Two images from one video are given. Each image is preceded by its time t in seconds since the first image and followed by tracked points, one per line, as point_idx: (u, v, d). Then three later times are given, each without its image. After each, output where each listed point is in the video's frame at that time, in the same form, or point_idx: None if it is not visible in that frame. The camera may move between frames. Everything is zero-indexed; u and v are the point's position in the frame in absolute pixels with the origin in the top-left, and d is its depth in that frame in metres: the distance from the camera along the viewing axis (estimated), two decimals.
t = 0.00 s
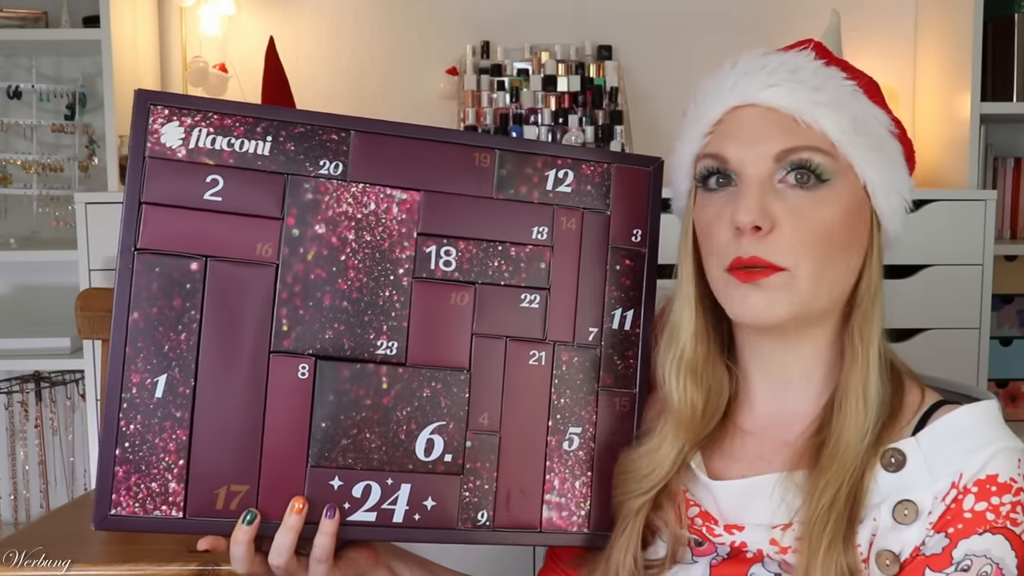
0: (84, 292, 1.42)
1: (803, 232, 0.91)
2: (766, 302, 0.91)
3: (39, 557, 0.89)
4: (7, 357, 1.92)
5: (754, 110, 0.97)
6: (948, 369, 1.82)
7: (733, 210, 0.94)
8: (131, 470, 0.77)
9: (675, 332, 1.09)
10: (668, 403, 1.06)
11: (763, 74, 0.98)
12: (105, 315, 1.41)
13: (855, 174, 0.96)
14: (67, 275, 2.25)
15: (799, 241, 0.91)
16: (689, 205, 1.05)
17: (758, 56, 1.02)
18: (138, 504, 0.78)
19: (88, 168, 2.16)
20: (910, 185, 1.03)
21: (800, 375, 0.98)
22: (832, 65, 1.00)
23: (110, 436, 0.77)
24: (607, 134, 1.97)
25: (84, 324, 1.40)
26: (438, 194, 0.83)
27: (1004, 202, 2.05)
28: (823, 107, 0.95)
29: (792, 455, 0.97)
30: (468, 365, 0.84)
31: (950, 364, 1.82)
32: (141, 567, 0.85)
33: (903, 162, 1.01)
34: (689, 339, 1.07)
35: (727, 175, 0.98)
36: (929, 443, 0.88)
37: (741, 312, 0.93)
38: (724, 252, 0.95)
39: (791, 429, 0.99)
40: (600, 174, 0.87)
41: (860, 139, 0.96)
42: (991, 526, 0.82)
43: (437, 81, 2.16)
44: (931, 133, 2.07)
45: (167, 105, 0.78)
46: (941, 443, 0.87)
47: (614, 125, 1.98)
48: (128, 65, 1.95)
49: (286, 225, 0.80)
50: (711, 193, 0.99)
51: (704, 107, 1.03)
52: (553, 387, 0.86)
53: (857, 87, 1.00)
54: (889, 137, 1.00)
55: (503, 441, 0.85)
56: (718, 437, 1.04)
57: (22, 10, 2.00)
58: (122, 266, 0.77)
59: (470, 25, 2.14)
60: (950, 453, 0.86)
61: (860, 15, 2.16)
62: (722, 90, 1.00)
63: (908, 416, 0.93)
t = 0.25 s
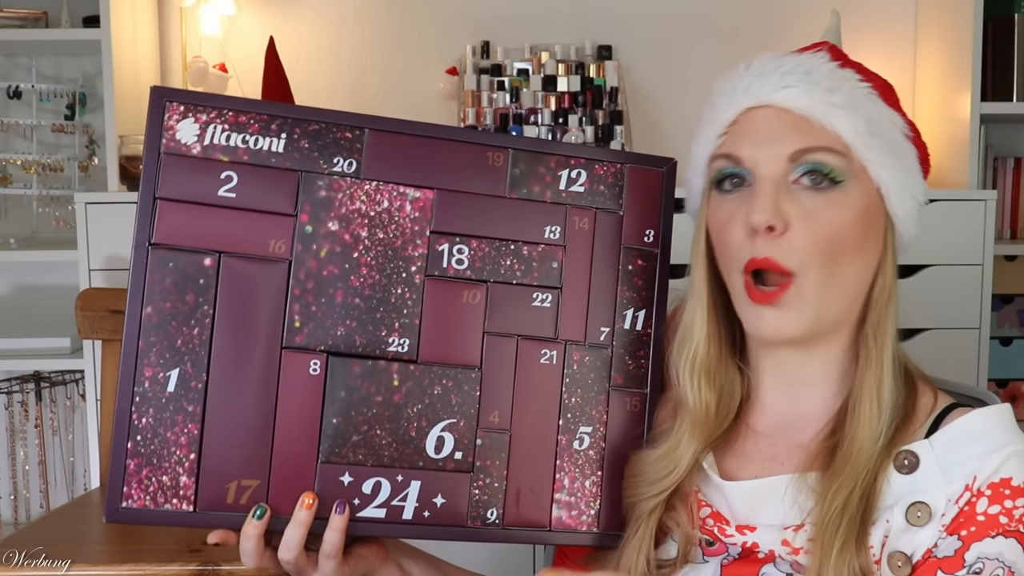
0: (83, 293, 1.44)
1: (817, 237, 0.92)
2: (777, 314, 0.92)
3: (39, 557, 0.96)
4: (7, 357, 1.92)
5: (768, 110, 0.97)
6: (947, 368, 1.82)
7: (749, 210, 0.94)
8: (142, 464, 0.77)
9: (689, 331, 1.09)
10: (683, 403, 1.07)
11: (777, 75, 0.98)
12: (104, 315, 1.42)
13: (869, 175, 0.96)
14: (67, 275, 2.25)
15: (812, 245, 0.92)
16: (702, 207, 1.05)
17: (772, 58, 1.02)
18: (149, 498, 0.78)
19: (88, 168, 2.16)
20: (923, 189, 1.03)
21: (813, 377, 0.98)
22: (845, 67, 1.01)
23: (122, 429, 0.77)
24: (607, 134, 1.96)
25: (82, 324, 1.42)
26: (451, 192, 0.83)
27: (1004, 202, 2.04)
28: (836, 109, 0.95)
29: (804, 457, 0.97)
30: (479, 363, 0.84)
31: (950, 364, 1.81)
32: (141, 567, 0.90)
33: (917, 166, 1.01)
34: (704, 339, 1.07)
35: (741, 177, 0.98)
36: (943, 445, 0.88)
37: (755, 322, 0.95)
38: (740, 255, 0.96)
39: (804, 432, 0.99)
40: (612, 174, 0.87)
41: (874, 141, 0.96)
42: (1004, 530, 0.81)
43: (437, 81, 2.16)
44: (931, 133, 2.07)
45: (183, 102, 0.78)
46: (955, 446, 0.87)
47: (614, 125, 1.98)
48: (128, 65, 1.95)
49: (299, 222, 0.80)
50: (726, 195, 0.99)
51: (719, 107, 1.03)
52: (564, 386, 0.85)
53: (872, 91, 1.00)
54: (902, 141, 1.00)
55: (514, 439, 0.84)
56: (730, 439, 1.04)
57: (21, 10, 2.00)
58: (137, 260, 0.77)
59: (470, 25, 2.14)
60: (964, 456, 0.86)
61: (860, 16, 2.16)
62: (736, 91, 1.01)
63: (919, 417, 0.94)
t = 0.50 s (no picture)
0: (83, 293, 1.44)
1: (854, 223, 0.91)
2: (805, 288, 0.91)
3: (38, 557, 0.96)
4: (7, 357, 1.92)
5: (806, 99, 0.97)
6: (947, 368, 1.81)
7: (780, 196, 0.94)
8: (142, 435, 0.77)
9: (704, 319, 1.08)
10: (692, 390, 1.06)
11: (815, 65, 0.97)
12: (103, 315, 1.43)
13: (897, 170, 0.97)
14: (67, 275, 2.24)
15: (846, 229, 0.91)
16: (726, 195, 1.05)
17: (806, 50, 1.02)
18: (146, 469, 0.77)
19: (88, 169, 2.15)
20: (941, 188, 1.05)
21: (828, 372, 0.99)
22: (879, 64, 1.01)
23: (123, 399, 0.76)
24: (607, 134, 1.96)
25: (82, 324, 1.42)
26: (460, 176, 0.83)
27: (1004, 202, 2.04)
28: (875, 103, 0.95)
29: (813, 453, 0.98)
30: (483, 349, 0.84)
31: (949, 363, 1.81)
32: (141, 567, 0.93)
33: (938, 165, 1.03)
34: (718, 328, 1.07)
35: (772, 164, 0.98)
36: (950, 447, 0.88)
37: (777, 296, 0.92)
38: (764, 236, 0.94)
39: (811, 428, 1.00)
40: (624, 167, 0.87)
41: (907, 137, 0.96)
42: (1011, 532, 0.82)
43: (437, 80, 2.15)
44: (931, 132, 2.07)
45: (198, 76, 0.78)
46: (963, 448, 0.87)
47: (614, 126, 1.98)
48: (128, 66, 1.95)
49: (309, 200, 0.79)
50: (754, 182, 0.99)
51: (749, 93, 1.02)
52: (568, 375, 0.85)
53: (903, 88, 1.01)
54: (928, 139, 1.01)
55: (514, 428, 0.84)
56: (736, 432, 1.04)
57: (22, 10, 2.00)
58: (144, 230, 0.77)
59: (470, 25, 2.14)
60: (972, 458, 0.86)
61: (860, 16, 2.16)
62: (771, 79, 1.00)
63: (929, 417, 0.94)
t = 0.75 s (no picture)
0: (83, 293, 1.44)
1: (853, 234, 0.91)
2: (807, 305, 0.91)
3: (38, 556, 1.05)
4: (7, 357, 1.91)
5: (799, 111, 0.97)
6: (948, 368, 1.80)
7: (778, 210, 0.93)
8: (148, 458, 0.78)
9: (715, 328, 1.08)
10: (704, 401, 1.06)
11: (808, 75, 0.97)
12: (103, 315, 1.42)
13: (897, 177, 0.96)
14: (67, 275, 2.24)
15: (845, 242, 0.91)
16: (725, 207, 1.04)
17: (798, 59, 1.02)
18: (154, 492, 0.78)
19: (87, 169, 2.15)
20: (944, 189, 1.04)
21: (834, 381, 0.99)
22: (873, 69, 1.01)
23: (128, 423, 0.77)
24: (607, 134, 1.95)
25: (82, 324, 1.42)
26: (462, 189, 0.83)
27: (1004, 202, 2.04)
28: (870, 111, 0.95)
29: (822, 462, 0.97)
30: (487, 363, 0.83)
31: (949, 364, 1.80)
32: (140, 568, 1.01)
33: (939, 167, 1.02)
34: (729, 338, 1.06)
35: (769, 177, 0.97)
36: (958, 455, 0.88)
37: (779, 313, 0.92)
38: (766, 252, 0.94)
39: (819, 436, 1.00)
40: (627, 173, 0.87)
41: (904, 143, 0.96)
42: (1018, 542, 0.82)
43: (437, 80, 2.15)
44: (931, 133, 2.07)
45: (194, 94, 0.78)
46: (971, 457, 0.87)
47: (614, 126, 1.97)
48: (128, 65, 1.94)
49: (309, 217, 0.80)
50: (752, 195, 0.99)
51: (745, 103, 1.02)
52: (573, 387, 0.85)
53: (898, 92, 1.01)
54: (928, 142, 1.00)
55: (519, 440, 0.84)
56: (746, 442, 1.04)
57: (22, 10, 1.99)
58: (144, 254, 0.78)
59: (470, 25, 2.14)
60: (980, 466, 0.86)
61: (860, 16, 2.16)
62: (765, 90, 1.00)
63: (938, 426, 0.94)
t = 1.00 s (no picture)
0: (83, 293, 1.43)
1: (845, 238, 0.91)
2: (801, 313, 0.91)
3: (38, 556, 1.06)
4: (7, 357, 1.91)
5: (793, 112, 0.96)
6: (948, 368, 1.80)
7: (770, 213, 0.93)
8: (146, 470, 0.78)
9: (709, 332, 1.07)
10: (701, 404, 1.05)
11: (802, 76, 0.97)
12: (104, 315, 1.42)
13: (891, 178, 0.96)
14: (67, 275, 2.24)
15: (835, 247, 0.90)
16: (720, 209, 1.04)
17: (794, 58, 1.01)
18: (153, 504, 0.78)
19: (88, 168, 2.15)
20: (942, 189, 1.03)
21: (832, 383, 0.98)
22: (869, 69, 1.00)
23: (126, 435, 0.77)
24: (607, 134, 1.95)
25: (82, 324, 1.41)
26: (461, 194, 0.82)
27: (1004, 202, 2.03)
28: (863, 112, 0.94)
29: (822, 464, 0.97)
30: (486, 369, 0.83)
31: (949, 364, 1.80)
32: (141, 568, 1.00)
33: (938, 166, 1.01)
34: (723, 339, 1.06)
35: (763, 179, 0.97)
36: (958, 454, 0.87)
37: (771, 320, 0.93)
38: (760, 257, 0.94)
39: (819, 438, 0.99)
40: (625, 175, 0.86)
41: (898, 144, 0.95)
42: (1018, 541, 0.82)
43: (437, 81, 2.15)
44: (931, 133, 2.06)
45: (186, 103, 0.78)
46: (971, 457, 0.86)
47: (614, 125, 1.97)
48: (129, 65, 1.94)
49: (305, 225, 0.80)
50: (746, 197, 0.98)
51: (740, 101, 1.02)
52: (573, 391, 0.84)
53: (894, 92, 1.00)
54: (925, 142, 0.99)
55: (519, 445, 0.84)
56: (746, 445, 1.03)
57: (22, 10, 1.99)
58: (140, 265, 0.78)
59: (470, 25, 2.13)
60: (980, 467, 0.85)
61: (860, 16, 2.15)
62: (759, 91, 0.99)
63: (938, 425, 0.94)
